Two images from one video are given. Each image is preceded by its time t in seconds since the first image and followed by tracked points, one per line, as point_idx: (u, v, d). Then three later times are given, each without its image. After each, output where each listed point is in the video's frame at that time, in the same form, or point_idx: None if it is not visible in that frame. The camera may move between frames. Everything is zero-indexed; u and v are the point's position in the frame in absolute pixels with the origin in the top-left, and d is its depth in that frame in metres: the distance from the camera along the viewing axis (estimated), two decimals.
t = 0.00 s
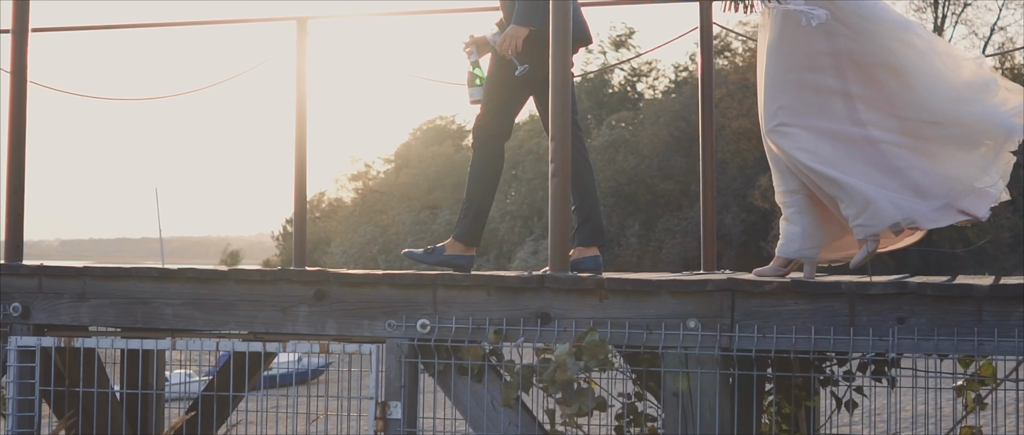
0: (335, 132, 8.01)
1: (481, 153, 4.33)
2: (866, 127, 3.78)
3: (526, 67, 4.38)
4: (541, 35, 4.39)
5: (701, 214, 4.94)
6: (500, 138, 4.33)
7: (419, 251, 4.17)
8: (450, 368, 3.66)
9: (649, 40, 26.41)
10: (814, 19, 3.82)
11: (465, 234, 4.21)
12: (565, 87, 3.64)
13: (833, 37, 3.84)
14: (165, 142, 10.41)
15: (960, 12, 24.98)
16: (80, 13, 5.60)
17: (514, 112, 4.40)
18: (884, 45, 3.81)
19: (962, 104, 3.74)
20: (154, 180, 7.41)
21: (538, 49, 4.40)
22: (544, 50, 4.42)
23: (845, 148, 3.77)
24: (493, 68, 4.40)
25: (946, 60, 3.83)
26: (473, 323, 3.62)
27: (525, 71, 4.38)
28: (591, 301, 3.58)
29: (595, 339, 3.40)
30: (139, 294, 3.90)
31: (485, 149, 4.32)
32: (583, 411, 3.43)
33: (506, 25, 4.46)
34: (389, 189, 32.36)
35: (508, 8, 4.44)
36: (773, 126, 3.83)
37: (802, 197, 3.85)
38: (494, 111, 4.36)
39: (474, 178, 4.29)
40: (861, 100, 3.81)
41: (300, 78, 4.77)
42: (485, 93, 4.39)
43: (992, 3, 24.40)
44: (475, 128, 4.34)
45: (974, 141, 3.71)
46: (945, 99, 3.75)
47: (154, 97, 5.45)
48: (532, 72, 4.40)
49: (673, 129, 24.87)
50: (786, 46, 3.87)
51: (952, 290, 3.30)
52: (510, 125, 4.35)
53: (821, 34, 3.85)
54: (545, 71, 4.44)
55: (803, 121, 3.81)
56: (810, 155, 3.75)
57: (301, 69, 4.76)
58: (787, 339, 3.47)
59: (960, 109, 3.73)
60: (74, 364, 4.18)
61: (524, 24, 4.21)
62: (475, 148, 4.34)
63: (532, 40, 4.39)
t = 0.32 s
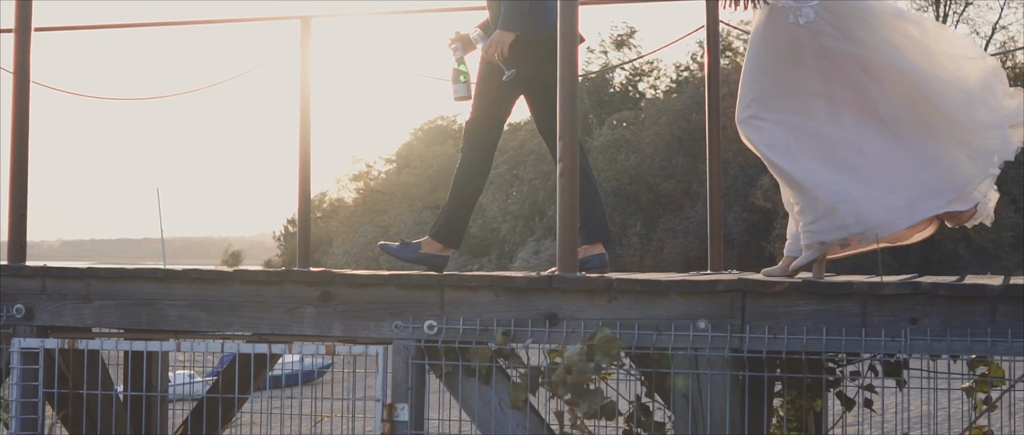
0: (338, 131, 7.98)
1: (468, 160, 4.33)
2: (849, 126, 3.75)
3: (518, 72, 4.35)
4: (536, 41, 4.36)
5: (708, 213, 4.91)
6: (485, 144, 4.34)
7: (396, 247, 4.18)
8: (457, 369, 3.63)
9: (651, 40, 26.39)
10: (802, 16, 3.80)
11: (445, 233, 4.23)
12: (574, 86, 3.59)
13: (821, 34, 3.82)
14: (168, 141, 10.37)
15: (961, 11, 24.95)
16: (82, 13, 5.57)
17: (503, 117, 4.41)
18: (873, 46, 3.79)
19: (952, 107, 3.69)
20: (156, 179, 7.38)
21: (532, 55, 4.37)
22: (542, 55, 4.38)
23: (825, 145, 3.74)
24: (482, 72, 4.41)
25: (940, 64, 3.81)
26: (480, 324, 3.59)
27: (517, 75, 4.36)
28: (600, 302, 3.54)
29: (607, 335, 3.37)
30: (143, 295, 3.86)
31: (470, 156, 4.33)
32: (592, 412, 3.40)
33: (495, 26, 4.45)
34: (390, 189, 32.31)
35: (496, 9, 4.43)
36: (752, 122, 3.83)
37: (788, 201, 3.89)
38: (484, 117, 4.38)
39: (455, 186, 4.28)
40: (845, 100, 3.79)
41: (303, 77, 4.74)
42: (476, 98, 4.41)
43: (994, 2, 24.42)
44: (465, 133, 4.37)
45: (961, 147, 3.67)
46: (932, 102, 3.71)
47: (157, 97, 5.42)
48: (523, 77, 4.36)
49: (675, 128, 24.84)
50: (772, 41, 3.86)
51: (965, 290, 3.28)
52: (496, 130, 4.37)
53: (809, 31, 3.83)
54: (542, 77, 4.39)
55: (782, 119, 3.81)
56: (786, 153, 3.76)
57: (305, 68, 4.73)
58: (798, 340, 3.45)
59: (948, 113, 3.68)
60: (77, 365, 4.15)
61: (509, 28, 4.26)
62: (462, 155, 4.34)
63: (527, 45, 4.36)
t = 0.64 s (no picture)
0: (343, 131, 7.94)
1: (462, 164, 4.27)
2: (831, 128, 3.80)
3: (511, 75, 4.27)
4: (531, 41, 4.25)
5: (717, 215, 4.89)
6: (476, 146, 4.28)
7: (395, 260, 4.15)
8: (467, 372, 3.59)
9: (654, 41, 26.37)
10: (790, 18, 3.89)
11: (450, 240, 4.18)
12: (584, 83, 3.55)
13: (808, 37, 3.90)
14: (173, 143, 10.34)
15: (966, 12, 24.84)
16: (86, 13, 5.54)
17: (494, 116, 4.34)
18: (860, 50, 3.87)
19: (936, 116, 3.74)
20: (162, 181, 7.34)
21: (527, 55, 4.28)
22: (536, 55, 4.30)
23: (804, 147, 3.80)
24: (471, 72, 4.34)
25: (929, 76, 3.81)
26: (491, 327, 3.55)
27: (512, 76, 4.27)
28: (612, 304, 3.51)
29: (618, 337, 3.33)
30: (150, 298, 3.83)
31: (463, 159, 4.27)
32: (604, 415, 3.36)
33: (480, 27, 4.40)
34: (393, 190, 32.27)
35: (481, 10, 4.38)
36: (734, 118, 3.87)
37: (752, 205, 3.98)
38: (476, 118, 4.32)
39: (450, 192, 4.24)
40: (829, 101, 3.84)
41: (309, 78, 4.70)
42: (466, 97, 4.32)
43: (998, 2, 24.42)
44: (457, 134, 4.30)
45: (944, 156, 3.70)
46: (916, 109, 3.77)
47: (162, 97, 5.37)
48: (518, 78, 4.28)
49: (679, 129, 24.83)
50: (759, 40, 3.93)
51: (981, 292, 3.24)
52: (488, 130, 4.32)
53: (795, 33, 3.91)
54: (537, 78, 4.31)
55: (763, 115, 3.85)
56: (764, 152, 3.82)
57: (311, 69, 4.70)
58: (812, 342, 3.41)
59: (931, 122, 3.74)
60: (83, 369, 4.11)
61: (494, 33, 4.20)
62: (455, 159, 4.27)
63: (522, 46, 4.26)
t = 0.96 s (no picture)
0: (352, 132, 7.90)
1: (456, 164, 4.21)
2: (818, 131, 3.87)
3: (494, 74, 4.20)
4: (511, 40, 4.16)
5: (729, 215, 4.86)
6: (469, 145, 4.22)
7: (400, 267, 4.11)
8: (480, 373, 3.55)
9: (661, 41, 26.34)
10: (780, 22, 3.95)
11: (453, 239, 4.13)
12: (598, 78, 3.52)
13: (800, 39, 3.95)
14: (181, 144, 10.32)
15: (972, 11, 24.83)
16: (94, 13, 5.51)
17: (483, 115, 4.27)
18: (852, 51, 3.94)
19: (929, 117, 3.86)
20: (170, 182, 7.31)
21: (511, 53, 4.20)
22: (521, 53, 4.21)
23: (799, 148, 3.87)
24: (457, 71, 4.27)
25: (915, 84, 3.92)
26: (504, 328, 3.51)
27: (494, 75, 4.19)
28: (627, 304, 3.47)
29: (633, 337, 3.29)
30: (160, 299, 3.80)
31: (456, 159, 4.21)
32: (618, 417, 3.32)
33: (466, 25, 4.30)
34: (399, 191, 32.25)
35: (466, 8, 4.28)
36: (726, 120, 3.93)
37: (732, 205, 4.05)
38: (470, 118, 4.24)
39: (447, 192, 4.18)
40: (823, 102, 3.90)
41: (319, 78, 4.67)
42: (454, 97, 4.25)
43: (1005, 2, 24.38)
44: (448, 134, 4.22)
45: (940, 156, 3.80)
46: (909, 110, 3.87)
47: (171, 98, 5.33)
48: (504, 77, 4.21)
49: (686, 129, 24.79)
50: (751, 42, 3.96)
51: (1001, 293, 3.20)
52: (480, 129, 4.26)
53: (788, 34, 3.96)
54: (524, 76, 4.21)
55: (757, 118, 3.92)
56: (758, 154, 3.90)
57: (321, 69, 4.66)
58: (829, 344, 3.37)
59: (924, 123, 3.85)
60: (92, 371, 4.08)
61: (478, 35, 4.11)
62: (451, 161, 4.20)
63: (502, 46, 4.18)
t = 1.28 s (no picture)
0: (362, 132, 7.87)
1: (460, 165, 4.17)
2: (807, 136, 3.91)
3: (485, 75, 4.13)
4: (504, 39, 4.10)
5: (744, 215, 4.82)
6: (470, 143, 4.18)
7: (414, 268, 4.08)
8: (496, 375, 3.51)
9: (669, 41, 26.30)
10: (769, 27, 4.01)
11: (465, 240, 4.09)
12: (615, 75, 3.49)
13: (793, 42, 4.01)
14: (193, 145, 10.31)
15: (982, 11, 24.72)
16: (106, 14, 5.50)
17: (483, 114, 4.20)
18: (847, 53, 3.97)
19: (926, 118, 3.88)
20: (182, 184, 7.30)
21: (500, 53, 4.13)
22: (513, 55, 4.14)
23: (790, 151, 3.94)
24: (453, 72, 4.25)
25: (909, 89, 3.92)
26: (520, 329, 3.48)
27: (485, 75, 4.13)
28: (645, 305, 3.43)
29: (646, 338, 3.23)
30: (173, 300, 3.77)
31: (459, 160, 4.17)
32: (635, 421, 3.28)
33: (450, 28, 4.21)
34: (408, 192, 32.22)
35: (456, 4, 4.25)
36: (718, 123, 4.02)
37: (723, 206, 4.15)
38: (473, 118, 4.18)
39: (453, 193, 4.14)
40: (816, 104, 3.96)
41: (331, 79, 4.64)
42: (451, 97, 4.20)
43: (1016, 1, 24.28)
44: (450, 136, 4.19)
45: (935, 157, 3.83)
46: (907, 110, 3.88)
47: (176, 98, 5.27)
48: (498, 79, 4.14)
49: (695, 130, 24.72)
50: (742, 46, 4.03)
51: None
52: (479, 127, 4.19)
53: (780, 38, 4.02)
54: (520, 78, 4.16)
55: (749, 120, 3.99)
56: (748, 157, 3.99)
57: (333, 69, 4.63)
58: (850, 345, 3.32)
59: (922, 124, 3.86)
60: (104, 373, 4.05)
61: (469, 37, 4.11)
62: (454, 162, 4.18)
63: (494, 46, 4.11)
